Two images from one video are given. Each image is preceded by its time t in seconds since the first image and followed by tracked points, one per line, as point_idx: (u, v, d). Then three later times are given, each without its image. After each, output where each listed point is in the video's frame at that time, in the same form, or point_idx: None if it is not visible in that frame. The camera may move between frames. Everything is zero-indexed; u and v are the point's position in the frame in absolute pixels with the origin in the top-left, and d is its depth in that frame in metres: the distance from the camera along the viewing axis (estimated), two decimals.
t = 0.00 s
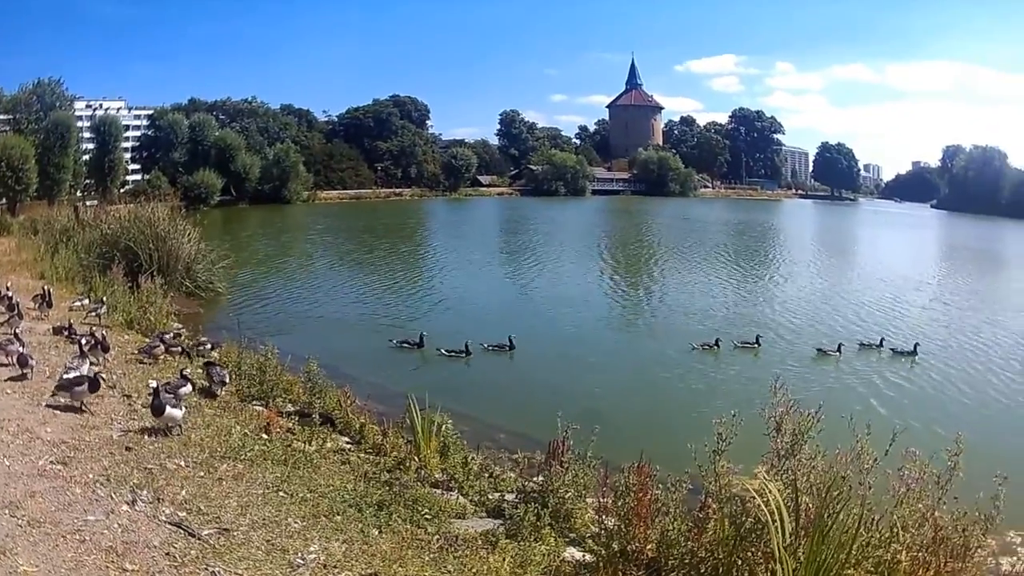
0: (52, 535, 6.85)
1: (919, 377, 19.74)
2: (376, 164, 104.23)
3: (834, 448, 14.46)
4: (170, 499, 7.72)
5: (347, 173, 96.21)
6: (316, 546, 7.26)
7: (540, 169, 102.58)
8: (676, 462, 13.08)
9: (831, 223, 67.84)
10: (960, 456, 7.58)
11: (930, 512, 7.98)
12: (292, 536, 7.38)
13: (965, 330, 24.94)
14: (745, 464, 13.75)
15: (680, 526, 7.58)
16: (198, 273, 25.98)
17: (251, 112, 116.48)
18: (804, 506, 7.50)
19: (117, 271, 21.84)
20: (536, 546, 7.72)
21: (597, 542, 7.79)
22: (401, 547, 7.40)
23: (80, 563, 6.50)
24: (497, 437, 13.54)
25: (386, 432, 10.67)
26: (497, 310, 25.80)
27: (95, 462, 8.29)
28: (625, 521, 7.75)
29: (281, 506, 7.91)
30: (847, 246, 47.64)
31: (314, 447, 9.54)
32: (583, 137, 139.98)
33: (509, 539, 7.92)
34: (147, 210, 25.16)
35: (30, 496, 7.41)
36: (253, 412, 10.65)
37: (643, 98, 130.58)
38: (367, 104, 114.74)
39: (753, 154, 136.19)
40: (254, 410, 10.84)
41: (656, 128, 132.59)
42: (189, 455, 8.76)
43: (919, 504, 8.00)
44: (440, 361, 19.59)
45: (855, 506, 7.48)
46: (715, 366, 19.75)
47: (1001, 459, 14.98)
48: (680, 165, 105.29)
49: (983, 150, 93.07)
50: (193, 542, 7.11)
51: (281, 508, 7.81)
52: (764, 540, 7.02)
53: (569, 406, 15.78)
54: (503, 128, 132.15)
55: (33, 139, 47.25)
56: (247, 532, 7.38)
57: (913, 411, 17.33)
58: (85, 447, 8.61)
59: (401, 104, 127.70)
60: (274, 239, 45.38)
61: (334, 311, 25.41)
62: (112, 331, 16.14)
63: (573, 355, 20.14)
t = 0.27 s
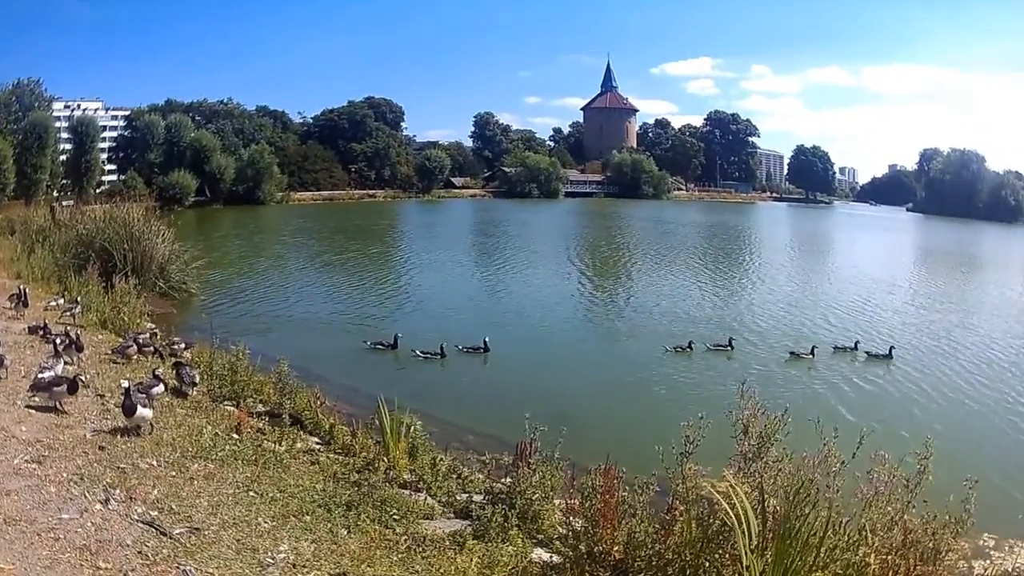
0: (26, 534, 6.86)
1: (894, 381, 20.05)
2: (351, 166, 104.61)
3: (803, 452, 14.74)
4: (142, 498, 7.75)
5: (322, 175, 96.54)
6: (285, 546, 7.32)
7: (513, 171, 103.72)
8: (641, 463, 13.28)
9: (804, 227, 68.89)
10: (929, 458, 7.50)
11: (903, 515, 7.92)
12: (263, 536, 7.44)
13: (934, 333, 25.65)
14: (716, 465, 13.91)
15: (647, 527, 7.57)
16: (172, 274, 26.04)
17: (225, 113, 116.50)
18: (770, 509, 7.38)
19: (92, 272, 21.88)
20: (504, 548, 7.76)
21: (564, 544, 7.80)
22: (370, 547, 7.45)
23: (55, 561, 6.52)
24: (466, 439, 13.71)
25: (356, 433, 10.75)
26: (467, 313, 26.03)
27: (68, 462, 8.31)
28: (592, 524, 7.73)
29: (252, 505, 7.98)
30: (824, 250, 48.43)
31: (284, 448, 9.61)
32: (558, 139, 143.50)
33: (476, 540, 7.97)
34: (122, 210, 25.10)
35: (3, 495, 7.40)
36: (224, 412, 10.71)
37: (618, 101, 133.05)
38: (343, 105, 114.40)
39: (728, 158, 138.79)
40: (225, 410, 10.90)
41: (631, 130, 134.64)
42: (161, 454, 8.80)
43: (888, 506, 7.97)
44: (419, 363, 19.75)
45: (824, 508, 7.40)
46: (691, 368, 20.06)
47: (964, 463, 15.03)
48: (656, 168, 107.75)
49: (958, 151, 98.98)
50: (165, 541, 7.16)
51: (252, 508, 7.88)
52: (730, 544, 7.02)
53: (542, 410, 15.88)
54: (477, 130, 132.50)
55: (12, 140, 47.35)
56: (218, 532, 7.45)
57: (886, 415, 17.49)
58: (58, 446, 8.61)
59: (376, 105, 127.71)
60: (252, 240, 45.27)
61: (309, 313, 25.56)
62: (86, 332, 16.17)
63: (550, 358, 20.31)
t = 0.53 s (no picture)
0: (13, 537, 6.87)
1: (878, 379, 20.26)
2: (332, 167, 105.06)
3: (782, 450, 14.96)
4: (126, 502, 7.79)
5: (303, 175, 97.00)
6: (268, 548, 7.36)
7: (493, 171, 104.83)
8: (619, 460, 13.46)
9: (786, 224, 69.63)
10: (912, 456, 7.37)
11: (884, 512, 7.84)
12: (245, 539, 7.47)
13: (913, 328, 26.08)
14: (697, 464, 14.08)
15: (628, 527, 7.57)
16: (155, 276, 26.27)
17: (207, 113, 116.79)
18: (750, 508, 7.29)
19: (75, 274, 22.01)
20: (486, 548, 7.78)
21: (546, 545, 7.80)
22: (352, 549, 7.48)
23: (42, 564, 6.54)
24: (448, 440, 13.82)
25: (337, 434, 10.82)
26: (449, 313, 26.24)
27: (53, 465, 8.33)
28: (574, 525, 7.72)
29: (234, 509, 8.01)
30: (807, 247, 48.98)
31: (266, 450, 9.66)
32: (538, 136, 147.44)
33: (458, 541, 7.99)
34: (104, 213, 25.19)
35: None
36: (207, 415, 10.76)
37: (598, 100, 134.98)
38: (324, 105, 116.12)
39: (710, 156, 145.37)
40: (208, 412, 10.94)
41: (611, 129, 137.60)
42: (144, 458, 8.83)
43: (869, 503, 7.91)
44: (405, 364, 19.86)
45: (805, 507, 7.33)
46: (674, 367, 20.30)
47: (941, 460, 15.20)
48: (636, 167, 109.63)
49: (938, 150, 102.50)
50: (149, 544, 7.19)
51: (234, 512, 7.91)
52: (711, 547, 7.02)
53: (527, 412, 15.95)
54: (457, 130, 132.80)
55: None
56: (202, 534, 7.49)
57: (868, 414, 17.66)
58: (43, 450, 8.63)
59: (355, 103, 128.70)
60: (234, 243, 45.38)
61: (292, 314, 25.74)
62: (70, 335, 16.21)
63: (536, 359, 20.44)
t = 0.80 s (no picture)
0: None
1: (856, 377, 20.51)
2: (308, 171, 104.44)
3: (757, 447, 15.07)
4: (108, 505, 7.85)
5: (280, 180, 96.63)
6: (249, 550, 7.41)
7: (470, 174, 105.34)
8: (593, 460, 13.64)
9: (762, 225, 70.80)
10: (887, 453, 7.25)
11: (862, 510, 7.70)
12: (225, 541, 7.53)
13: (886, 327, 26.62)
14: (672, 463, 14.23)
15: (604, 525, 7.58)
16: (133, 281, 26.39)
17: (185, 120, 116.33)
18: (726, 506, 7.23)
19: (54, 279, 22.12)
20: (463, 548, 7.83)
21: (524, 544, 7.81)
22: (331, 551, 7.53)
23: (27, 566, 6.58)
24: (425, 441, 13.95)
25: (315, 437, 10.90)
26: (425, 315, 26.57)
27: (35, 469, 8.36)
28: (550, 524, 7.73)
29: (214, 511, 8.08)
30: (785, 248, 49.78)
31: (245, 453, 9.74)
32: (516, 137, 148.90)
33: (436, 541, 8.03)
34: (82, 219, 25.19)
35: None
36: (187, 419, 10.82)
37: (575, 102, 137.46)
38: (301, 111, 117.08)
39: (686, 158, 145.22)
40: (187, 416, 11.00)
41: (587, 131, 139.60)
42: (125, 462, 8.89)
43: (848, 500, 7.77)
44: (388, 367, 19.98)
45: (781, 504, 7.25)
46: (653, 367, 20.54)
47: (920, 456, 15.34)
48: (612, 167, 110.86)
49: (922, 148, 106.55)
50: (131, 546, 7.25)
51: (214, 514, 7.98)
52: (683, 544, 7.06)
53: (505, 413, 16.13)
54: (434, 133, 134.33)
55: None
56: (183, 537, 7.55)
57: (848, 412, 17.82)
58: (26, 455, 8.66)
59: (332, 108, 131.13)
60: (212, 248, 45.34)
61: (271, 319, 25.99)
62: (50, 341, 16.21)
63: (518, 360, 20.62)
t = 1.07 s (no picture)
0: None
1: (838, 376, 20.62)
2: (288, 174, 103.95)
3: (736, 447, 15.13)
4: (93, 509, 7.88)
5: (260, 183, 95.98)
6: (231, 552, 7.42)
7: (451, 176, 105.21)
8: (570, 460, 13.74)
9: (741, 225, 71.46)
10: (867, 450, 7.17)
11: (842, 507, 7.61)
12: (208, 544, 7.55)
13: (865, 324, 26.91)
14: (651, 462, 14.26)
15: (584, 525, 7.57)
16: (115, 286, 26.43)
17: (166, 124, 115.63)
18: (706, 505, 7.19)
19: (37, 284, 22.05)
20: (444, 549, 7.85)
21: (505, 544, 7.81)
22: (312, 552, 7.54)
23: (13, 570, 6.59)
24: (405, 443, 14.01)
25: (296, 439, 10.95)
26: (405, 317, 26.71)
27: (20, 474, 8.38)
28: (530, 524, 7.73)
29: (197, 514, 8.11)
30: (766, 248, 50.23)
31: (227, 456, 9.79)
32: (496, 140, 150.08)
33: (416, 542, 8.05)
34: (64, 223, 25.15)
35: None
36: (169, 423, 10.85)
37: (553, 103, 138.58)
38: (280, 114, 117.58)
39: (665, 157, 146.23)
40: (170, 420, 11.04)
41: (566, 132, 140.37)
42: (109, 466, 8.93)
43: (828, 498, 7.60)
44: (373, 370, 20.05)
45: (760, 503, 7.20)
46: (636, 367, 20.69)
47: (903, 453, 15.44)
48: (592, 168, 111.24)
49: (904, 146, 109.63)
50: (116, 549, 7.27)
51: (197, 517, 8.01)
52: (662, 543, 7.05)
53: (485, 415, 16.19)
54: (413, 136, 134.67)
55: None
56: (167, 540, 7.58)
57: (832, 411, 17.92)
58: (10, 460, 8.67)
59: (313, 112, 132.78)
60: (195, 252, 45.22)
61: (253, 322, 26.05)
62: (33, 346, 16.18)
63: (502, 362, 20.69)
